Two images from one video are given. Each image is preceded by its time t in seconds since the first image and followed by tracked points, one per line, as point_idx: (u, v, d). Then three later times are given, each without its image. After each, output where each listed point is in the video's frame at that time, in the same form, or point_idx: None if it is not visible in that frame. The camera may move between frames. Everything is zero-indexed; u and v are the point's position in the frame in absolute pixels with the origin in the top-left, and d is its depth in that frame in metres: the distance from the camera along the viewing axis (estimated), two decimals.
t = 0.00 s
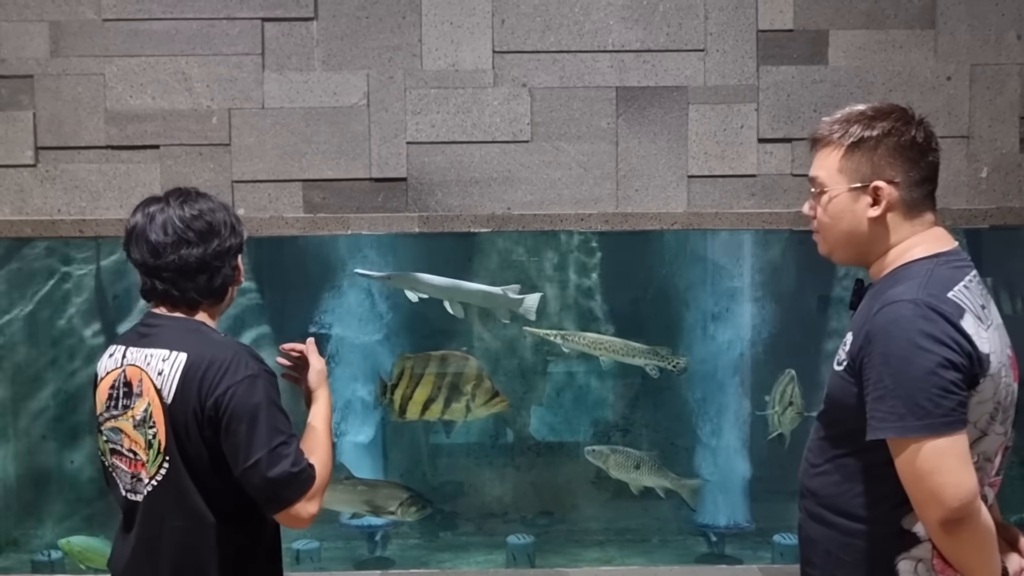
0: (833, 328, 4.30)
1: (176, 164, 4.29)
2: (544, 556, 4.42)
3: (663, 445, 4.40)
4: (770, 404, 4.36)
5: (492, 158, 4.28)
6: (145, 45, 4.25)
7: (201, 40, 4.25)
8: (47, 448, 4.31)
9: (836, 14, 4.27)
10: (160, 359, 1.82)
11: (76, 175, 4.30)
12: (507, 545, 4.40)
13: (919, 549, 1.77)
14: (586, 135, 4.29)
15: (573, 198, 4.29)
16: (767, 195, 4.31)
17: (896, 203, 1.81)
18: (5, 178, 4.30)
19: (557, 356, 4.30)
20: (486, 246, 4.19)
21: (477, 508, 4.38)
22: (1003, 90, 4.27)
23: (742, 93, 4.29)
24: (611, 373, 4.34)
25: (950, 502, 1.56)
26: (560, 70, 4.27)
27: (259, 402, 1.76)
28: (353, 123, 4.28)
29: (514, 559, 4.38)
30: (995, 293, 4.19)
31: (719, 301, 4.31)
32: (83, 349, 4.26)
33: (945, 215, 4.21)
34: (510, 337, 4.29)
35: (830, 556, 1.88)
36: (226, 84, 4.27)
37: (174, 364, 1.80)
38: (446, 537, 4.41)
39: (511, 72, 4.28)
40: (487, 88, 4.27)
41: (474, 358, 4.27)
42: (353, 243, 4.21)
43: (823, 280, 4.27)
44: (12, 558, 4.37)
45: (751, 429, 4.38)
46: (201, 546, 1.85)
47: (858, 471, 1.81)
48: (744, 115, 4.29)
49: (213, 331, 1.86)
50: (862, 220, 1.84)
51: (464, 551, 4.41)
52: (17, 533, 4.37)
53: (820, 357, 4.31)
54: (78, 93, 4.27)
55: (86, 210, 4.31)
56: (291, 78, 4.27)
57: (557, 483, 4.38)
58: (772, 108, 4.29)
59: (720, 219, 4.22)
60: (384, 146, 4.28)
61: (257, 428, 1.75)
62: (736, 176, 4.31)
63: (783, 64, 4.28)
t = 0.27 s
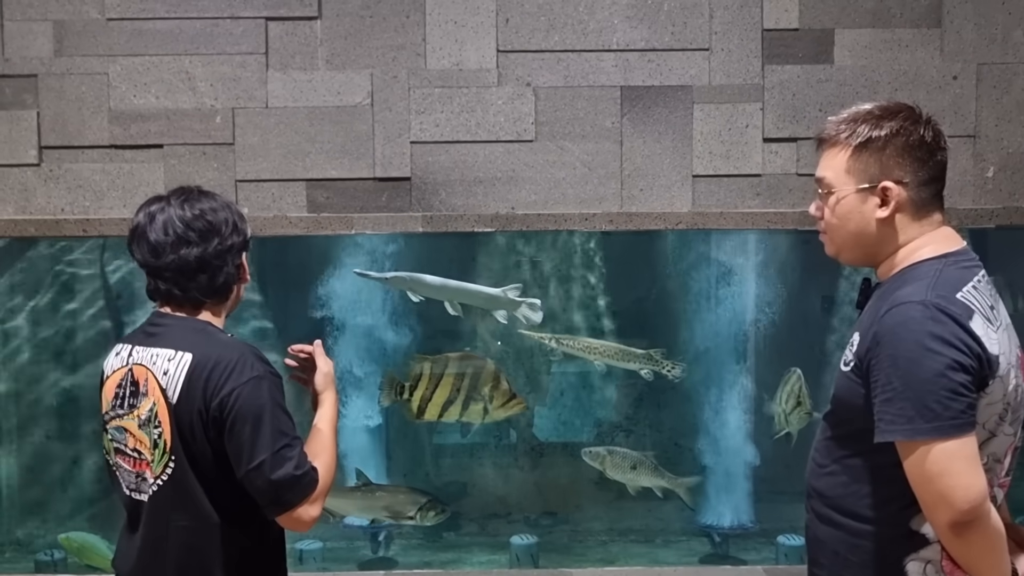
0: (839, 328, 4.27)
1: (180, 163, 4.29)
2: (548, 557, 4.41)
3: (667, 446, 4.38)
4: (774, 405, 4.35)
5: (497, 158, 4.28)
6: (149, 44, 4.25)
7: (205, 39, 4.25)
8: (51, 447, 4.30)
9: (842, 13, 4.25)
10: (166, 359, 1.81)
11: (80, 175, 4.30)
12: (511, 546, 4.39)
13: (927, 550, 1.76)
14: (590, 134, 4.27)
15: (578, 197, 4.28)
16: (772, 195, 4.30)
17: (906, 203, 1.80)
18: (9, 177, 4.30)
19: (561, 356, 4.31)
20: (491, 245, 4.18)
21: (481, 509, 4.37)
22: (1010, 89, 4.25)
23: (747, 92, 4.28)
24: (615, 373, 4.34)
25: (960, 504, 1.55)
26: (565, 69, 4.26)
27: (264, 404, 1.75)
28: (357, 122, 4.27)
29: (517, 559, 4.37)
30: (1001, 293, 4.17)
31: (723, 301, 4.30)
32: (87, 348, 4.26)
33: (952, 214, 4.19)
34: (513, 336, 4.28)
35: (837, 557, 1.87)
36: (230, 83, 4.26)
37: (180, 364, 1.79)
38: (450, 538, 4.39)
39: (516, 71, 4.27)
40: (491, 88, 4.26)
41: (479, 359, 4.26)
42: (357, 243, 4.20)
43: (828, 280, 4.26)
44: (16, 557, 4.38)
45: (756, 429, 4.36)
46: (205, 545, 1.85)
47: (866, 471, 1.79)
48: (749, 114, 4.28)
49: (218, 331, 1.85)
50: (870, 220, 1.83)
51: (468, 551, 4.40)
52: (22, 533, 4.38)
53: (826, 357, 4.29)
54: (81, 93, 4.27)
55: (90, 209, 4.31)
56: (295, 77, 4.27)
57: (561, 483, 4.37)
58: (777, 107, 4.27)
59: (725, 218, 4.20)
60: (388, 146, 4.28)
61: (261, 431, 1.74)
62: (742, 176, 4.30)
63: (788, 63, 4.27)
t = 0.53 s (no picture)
0: (840, 326, 4.27)
1: (178, 160, 4.27)
2: (547, 556, 4.40)
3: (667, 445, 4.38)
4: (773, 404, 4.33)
5: (497, 155, 4.26)
6: (148, 41, 4.23)
7: (204, 35, 4.23)
8: (49, 445, 4.29)
9: (843, 11, 4.24)
10: (161, 356, 1.80)
11: (78, 171, 4.28)
12: (510, 545, 4.37)
13: (929, 549, 1.75)
14: (591, 131, 4.26)
15: (578, 195, 4.27)
16: (773, 193, 4.29)
17: (906, 200, 1.79)
18: (6, 174, 4.28)
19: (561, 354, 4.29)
20: (491, 242, 4.17)
21: (480, 507, 4.36)
22: (1011, 87, 4.24)
23: (748, 90, 4.26)
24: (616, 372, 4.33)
25: (963, 503, 1.54)
26: (566, 66, 4.25)
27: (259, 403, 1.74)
28: (357, 119, 4.26)
29: (518, 558, 4.36)
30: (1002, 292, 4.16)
31: (721, 301, 4.29)
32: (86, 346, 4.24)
33: (953, 213, 4.19)
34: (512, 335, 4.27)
35: (839, 556, 1.86)
36: (229, 79, 4.25)
37: (174, 362, 1.78)
38: (449, 537, 4.37)
39: (516, 68, 4.26)
40: (492, 85, 4.25)
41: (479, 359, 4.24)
42: (355, 241, 4.18)
43: (829, 278, 4.25)
44: (15, 555, 4.37)
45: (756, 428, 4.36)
46: (201, 544, 1.83)
47: (867, 470, 1.78)
48: (750, 112, 4.27)
49: (215, 328, 1.84)
50: (870, 219, 1.82)
51: (467, 550, 4.39)
52: (20, 531, 4.37)
53: (826, 356, 4.28)
54: (80, 89, 4.26)
55: (88, 206, 4.29)
56: (294, 74, 4.26)
57: (561, 482, 4.36)
58: (779, 105, 4.26)
59: (727, 217, 4.22)
60: (387, 143, 4.26)
61: (255, 429, 1.73)
62: (743, 174, 4.29)
63: (790, 61, 4.26)
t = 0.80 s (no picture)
0: (835, 326, 4.28)
1: (173, 157, 4.25)
2: (542, 555, 4.40)
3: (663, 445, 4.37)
4: (770, 404, 4.31)
5: (493, 153, 4.25)
6: (142, 37, 4.22)
7: (199, 32, 4.22)
8: (41, 444, 4.27)
9: (840, 11, 4.24)
10: (150, 355, 1.79)
11: (72, 168, 4.26)
12: (505, 544, 4.37)
13: (922, 550, 1.74)
14: (587, 130, 4.26)
15: (574, 194, 4.26)
16: (769, 193, 4.29)
17: (902, 198, 1.78)
18: None
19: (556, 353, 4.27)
20: (486, 242, 4.17)
21: (475, 506, 4.35)
22: (1007, 87, 4.25)
23: (745, 89, 4.26)
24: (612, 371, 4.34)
25: (957, 504, 1.53)
26: (562, 64, 4.25)
27: (247, 402, 1.72)
28: (352, 117, 4.24)
29: (512, 558, 4.36)
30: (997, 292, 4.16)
31: (716, 301, 4.28)
32: (80, 345, 4.23)
33: (949, 213, 4.19)
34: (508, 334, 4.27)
35: (832, 556, 1.86)
36: (223, 77, 4.23)
37: (163, 360, 1.76)
38: (443, 536, 4.37)
39: (512, 66, 4.25)
40: (488, 83, 4.24)
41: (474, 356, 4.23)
42: (351, 239, 4.17)
43: (825, 278, 4.26)
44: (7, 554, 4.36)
45: (751, 427, 4.37)
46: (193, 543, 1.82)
47: (862, 470, 1.78)
48: (746, 112, 4.27)
49: (205, 327, 1.81)
50: (866, 217, 1.81)
51: (461, 549, 4.39)
52: (13, 529, 4.35)
53: (821, 356, 4.28)
54: (73, 85, 4.24)
55: (81, 203, 4.27)
56: (289, 71, 4.24)
57: (555, 481, 4.35)
58: (775, 104, 4.26)
59: (722, 216, 4.20)
60: (383, 141, 4.25)
61: (244, 429, 1.70)
62: (739, 173, 4.29)
63: (786, 60, 4.25)
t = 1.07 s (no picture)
0: (834, 325, 4.27)
1: (171, 155, 4.24)
2: (540, 555, 4.40)
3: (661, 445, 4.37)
4: (772, 402, 4.32)
5: (492, 152, 4.25)
6: (141, 35, 4.21)
7: (197, 30, 4.21)
8: (38, 443, 4.26)
9: (840, 10, 4.24)
10: (138, 352, 1.78)
11: (69, 166, 4.25)
12: (503, 544, 4.37)
13: (921, 549, 1.74)
14: (587, 129, 4.25)
15: (573, 193, 4.26)
16: (768, 192, 4.28)
17: (905, 196, 1.78)
18: None
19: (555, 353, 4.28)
20: (485, 240, 4.18)
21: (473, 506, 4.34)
22: (1007, 87, 4.24)
23: (744, 89, 4.26)
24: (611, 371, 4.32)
25: (955, 498, 1.53)
26: (561, 63, 4.24)
27: (229, 402, 1.68)
28: (351, 115, 4.24)
29: (510, 557, 4.37)
30: (997, 292, 4.16)
31: (715, 301, 4.27)
32: (77, 343, 4.22)
33: (948, 213, 4.19)
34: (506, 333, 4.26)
35: (831, 556, 1.85)
36: (222, 75, 4.22)
37: (149, 359, 1.75)
38: (441, 535, 4.37)
39: (512, 65, 4.24)
40: (487, 82, 4.23)
41: (474, 356, 4.23)
42: (353, 238, 4.18)
43: (825, 278, 4.25)
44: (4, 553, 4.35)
45: (750, 426, 4.36)
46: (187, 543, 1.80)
47: (861, 470, 1.77)
48: (746, 111, 4.26)
49: (193, 325, 1.80)
50: (869, 213, 1.81)
51: (460, 548, 4.38)
52: (9, 529, 4.33)
53: (819, 356, 4.28)
54: (71, 83, 4.23)
55: (79, 201, 4.26)
56: (288, 70, 4.23)
57: (554, 481, 4.35)
58: (775, 104, 4.26)
59: (721, 216, 4.20)
60: (382, 140, 4.24)
61: (226, 429, 1.67)
62: (738, 173, 4.28)
63: (786, 60, 4.25)
